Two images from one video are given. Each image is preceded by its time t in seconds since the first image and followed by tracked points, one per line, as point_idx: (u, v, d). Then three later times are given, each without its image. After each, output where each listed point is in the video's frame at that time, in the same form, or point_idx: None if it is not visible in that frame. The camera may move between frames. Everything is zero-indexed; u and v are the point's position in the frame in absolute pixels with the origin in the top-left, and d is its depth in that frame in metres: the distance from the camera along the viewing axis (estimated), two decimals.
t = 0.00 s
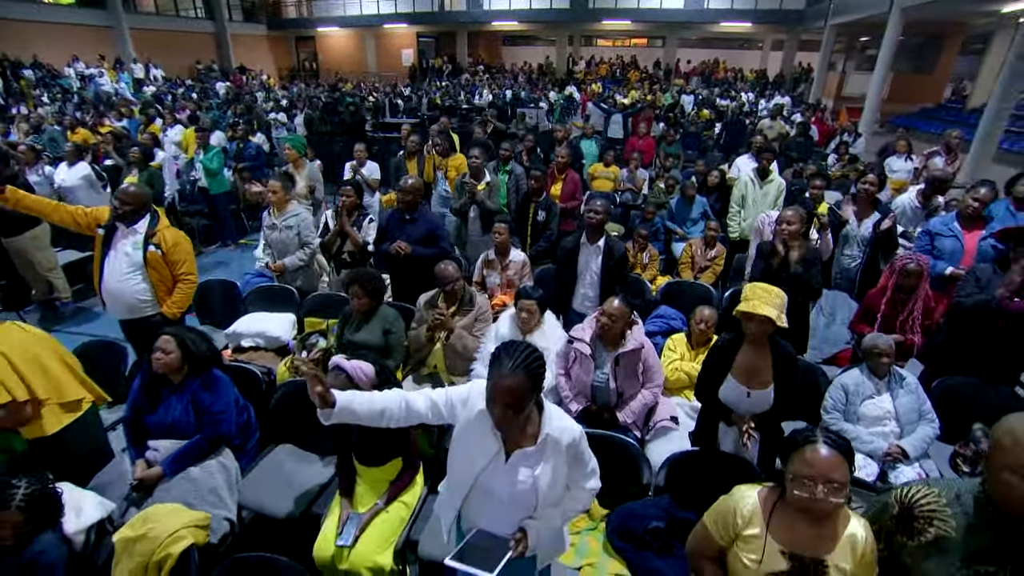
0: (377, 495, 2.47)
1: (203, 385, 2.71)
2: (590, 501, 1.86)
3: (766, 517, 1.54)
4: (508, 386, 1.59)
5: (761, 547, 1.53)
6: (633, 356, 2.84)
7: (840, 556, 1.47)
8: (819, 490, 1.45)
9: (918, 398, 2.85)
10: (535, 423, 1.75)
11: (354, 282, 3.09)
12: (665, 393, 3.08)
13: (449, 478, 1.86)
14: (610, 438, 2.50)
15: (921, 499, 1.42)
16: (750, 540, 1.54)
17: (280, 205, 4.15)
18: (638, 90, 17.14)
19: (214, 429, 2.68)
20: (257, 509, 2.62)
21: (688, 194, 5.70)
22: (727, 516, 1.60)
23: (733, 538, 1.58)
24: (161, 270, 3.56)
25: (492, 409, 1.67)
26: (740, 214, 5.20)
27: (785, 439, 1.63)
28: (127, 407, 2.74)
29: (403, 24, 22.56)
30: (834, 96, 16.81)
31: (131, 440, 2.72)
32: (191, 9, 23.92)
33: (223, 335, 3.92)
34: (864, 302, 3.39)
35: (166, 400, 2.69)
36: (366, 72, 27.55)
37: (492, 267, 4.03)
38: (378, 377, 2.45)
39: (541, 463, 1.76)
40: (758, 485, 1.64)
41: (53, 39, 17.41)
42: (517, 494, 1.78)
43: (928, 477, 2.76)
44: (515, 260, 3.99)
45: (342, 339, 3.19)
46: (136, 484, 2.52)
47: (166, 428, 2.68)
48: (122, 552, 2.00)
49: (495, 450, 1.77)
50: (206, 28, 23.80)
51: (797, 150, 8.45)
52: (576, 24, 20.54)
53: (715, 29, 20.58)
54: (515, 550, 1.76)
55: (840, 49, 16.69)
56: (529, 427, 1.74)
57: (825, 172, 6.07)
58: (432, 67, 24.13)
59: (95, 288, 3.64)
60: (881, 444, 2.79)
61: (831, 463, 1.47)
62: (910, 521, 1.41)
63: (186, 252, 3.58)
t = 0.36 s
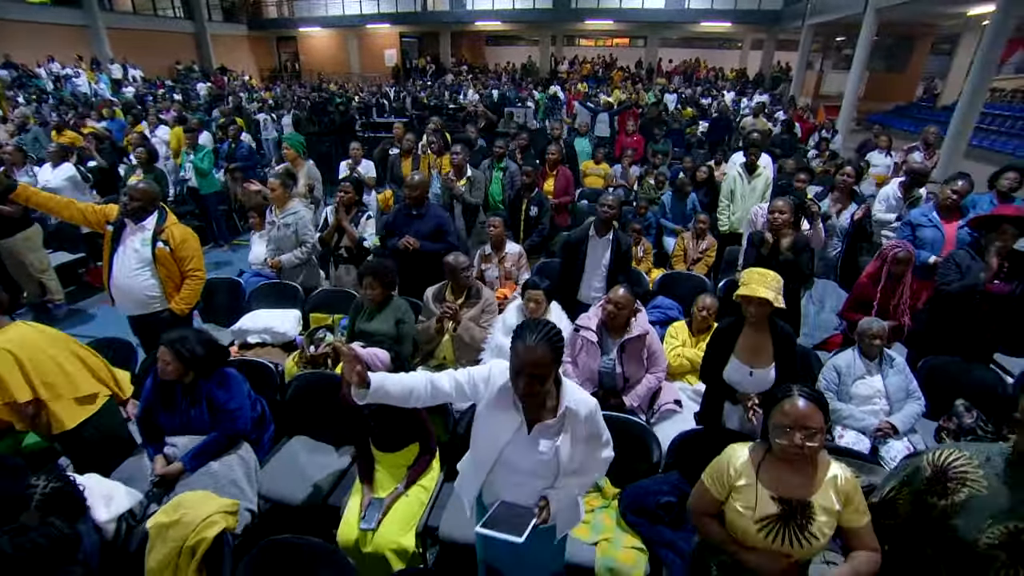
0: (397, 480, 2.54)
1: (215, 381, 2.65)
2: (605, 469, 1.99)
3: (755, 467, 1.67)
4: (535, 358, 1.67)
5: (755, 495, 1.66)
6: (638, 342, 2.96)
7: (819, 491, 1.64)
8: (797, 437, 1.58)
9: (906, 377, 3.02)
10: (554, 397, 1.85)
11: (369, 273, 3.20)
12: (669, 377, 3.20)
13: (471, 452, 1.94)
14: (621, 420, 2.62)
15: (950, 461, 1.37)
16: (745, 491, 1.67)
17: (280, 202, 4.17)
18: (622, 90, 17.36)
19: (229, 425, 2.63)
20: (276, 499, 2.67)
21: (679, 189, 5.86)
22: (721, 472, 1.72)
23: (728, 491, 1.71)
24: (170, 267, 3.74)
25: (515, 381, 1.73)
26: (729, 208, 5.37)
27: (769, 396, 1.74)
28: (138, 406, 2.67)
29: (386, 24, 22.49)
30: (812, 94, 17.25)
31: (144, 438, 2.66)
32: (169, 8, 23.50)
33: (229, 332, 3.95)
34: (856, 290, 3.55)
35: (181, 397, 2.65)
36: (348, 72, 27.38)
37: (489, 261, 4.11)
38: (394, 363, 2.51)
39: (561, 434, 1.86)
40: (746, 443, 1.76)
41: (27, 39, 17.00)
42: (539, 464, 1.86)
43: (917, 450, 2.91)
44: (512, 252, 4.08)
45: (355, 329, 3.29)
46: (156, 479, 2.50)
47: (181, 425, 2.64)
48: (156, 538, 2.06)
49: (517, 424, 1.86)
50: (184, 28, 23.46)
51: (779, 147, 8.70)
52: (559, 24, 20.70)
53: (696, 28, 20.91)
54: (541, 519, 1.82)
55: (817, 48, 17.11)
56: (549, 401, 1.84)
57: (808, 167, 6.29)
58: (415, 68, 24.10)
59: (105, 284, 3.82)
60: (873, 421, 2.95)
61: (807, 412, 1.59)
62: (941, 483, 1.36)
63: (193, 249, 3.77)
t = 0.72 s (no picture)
0: (420, 463, 2.62)
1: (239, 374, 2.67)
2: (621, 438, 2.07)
3: (750, 429, 1.81)
4: (558, 333, 1.73)
5: (752, 456, 1.78)
6: (649, 330, 3.09)
7: (807, 445, 1.75)
8: (784, 397, 1.67)
9: (898, 358, 3.18)
10: (574, 371, 1.91)
11: (382, 267, 3.28)
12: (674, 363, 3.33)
13: (496, 428, 1.98)
14: (632, 403, 2.76)
15: (980, 429, 1.30)
16: (741, 453, 1.80)
17: (289, 198, 4.22)
18: (611, 88, 17.54)
19: (254, 418, 2.65)
20: (300, 486, 2.76)
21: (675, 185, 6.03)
22: (720, 437, 1.84)
23: (726, 452, 1.83)
24: (180, 262, 3.80)
25: (539, 354, 1.80)
26: (723, 203, 5.54)
27: (762, 363, 1.84)
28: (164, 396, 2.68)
29: (374, 25, 22.47)
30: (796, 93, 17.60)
31: (170, 427, 2.68)
32: (153, 8, 23.26)
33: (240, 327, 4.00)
34: (849, 276, 3.74)
35: (205, 389, 2.65)
36: (336, 72, 27.31)
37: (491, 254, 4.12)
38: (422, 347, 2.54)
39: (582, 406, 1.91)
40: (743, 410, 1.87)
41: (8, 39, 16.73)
42: (562, 436, 1.94)
43: (910, 428, 3.07)
44: (513, 245, 4.15)
45: (368, 320, 3.43)
46: (182, 469, 2.51)
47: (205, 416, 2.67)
48: (194, 520, 2.13)
49: (540, 398, 1.90)
50: (169, 28, 23.22)
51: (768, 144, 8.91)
52: (547, 24, 20.85)
53: (683, 28, 21.18)
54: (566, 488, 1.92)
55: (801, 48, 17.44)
56: (570, 374, 1.90)
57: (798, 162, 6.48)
58: (404, 68, 24.14)
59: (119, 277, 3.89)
60: (868, 401, 3.11)
61: (793, 375, 1.69)
62: (965, 448, 1.30)
63: (203, 245, 3.82)
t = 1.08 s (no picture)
0: (445, 444, 2.73)
1: (269, 356, 2.78)
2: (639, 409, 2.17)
3: (761, 400, 1.93)
4: (584, 308, 1.83)
5: (765, 424, 1.91)
6: (663, 319, 3.22)
7: (815, 412, 1.88)
8: (795, 368, 1.81)
9: (893, 342, 3.34)
10: (596, 347, 1.99)
11: (398, 262, 3.38)
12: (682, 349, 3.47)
13: (523, 403, 2.06)
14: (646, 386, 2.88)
15: (975, 395, 1.44)
16: (754, 421, 1.92)
17: (304, 194, 4.32)
18: (605, 88, 17.71)
19: (286, 397, 2.77)
20: (328, 470, 2.87)
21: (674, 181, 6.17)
22: (733, 407, 1.96)
23: (738, 421, 1.96)
24: (196, 255, 3.86)
25: (567, 327, 1.89)
26: (722, 198, 5.70)
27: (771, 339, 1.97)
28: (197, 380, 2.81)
29: (368, 25, 22.45)
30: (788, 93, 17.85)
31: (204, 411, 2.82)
32: (146, 8, 23.16)
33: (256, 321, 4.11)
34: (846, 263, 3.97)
35: (242, 370, 2.77)
36: (330, 72, 27.26)
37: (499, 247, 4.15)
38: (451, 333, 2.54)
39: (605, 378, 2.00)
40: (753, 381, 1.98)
41: None
42: (585, 408, 2.02)
43: (906, 408, 3.24)
44: (522, 238, 4.23)
45: (383, 315, 3.54)
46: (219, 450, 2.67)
47: (239, 398, 2.77)
48: (235, 497, 2.23)
49: (567, 371, 1.98)
50: (162, 28, 23.11)
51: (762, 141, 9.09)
52: (541, 24, 20.99)
53: (675, 28, 21.38)
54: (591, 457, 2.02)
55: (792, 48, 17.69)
56: (591, 350, 1.98)
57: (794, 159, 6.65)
58: (399, 68, 24.16)
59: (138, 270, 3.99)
60: (866, 383, 3.28)
61: (801, 348, 1.82)
62: (963, 414, 1.45)
63: (218, 239, 3.89)
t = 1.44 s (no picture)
0: (468, 426, 2.87)
1: (289, 342, 2.83)
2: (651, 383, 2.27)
3: (776, 377, 2.06)
4: (607, 285, 1.84)
5: (780, 399, 2.04)
6: (671, 307, 3.36)
7: (826, 385, 2.04)
8: (813, 344, 1.94)
9: (891, 328, 3.49)
10: (615, 325, 2.04)
11: (417, 255, 3.51)
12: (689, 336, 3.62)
13: (547, 381, 2.10)
14: (657, 370, 3.02)
15: (946, 365, 1.89)
16: (771, 397, 2.04)
17: (321, 190, 4.45)
18: (601, 87, 17.83)
19: (306, 380, 2.84)
20: (353, 453, 2.96)
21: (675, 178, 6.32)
22: (749, 385, 2.08)
23: (757, 399, 2.07)
24: (212, 247, 3.94)
25: (589, 305, 1.92)
26: (722, 193, 5.86)
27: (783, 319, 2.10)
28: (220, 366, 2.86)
29: (363, 25, 22.45)
30: (781, 93, 18.13)
31: (228, 398, 2.87)
32: (140, 8, 23.01)
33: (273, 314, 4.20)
34: (847, 252, 4.08)
35: (260, 353, 2.81)
36: (325, 72, 27.21)
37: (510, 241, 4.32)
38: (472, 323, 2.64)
39: (624, 355, 2.06)
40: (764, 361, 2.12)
41: None
42: (606, 384, 2.08)
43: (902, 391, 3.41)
44: (532, 233, 4.36)
45: (400, 306, 3.67)
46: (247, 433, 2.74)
47: (261, 383, 2.81)
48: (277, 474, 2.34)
49: (589, 349, 2.02)
50: (156, 29, 22.97)
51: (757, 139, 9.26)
52: (536, 24, 21.08)
53: (669, 28, 21.55)
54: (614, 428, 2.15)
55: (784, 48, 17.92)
56: (611, 328, 2.03)
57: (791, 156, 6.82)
58: (394, 68, 24.18)
59: (154, 263, 4.06)
60: (865, 366, 3.43)
61: (813, 326, 1.95)
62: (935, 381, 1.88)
63: (234, 230, 3.98)
